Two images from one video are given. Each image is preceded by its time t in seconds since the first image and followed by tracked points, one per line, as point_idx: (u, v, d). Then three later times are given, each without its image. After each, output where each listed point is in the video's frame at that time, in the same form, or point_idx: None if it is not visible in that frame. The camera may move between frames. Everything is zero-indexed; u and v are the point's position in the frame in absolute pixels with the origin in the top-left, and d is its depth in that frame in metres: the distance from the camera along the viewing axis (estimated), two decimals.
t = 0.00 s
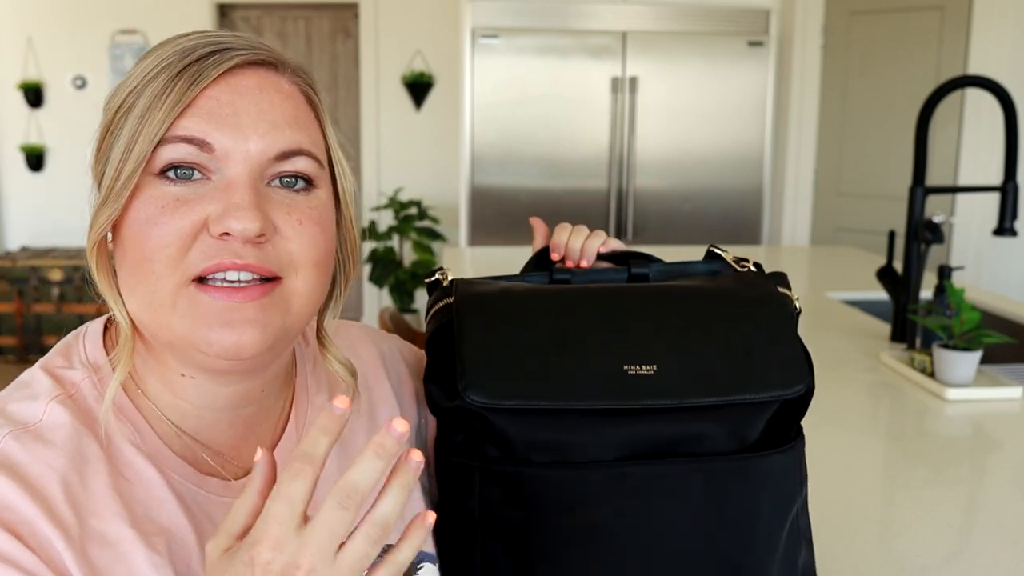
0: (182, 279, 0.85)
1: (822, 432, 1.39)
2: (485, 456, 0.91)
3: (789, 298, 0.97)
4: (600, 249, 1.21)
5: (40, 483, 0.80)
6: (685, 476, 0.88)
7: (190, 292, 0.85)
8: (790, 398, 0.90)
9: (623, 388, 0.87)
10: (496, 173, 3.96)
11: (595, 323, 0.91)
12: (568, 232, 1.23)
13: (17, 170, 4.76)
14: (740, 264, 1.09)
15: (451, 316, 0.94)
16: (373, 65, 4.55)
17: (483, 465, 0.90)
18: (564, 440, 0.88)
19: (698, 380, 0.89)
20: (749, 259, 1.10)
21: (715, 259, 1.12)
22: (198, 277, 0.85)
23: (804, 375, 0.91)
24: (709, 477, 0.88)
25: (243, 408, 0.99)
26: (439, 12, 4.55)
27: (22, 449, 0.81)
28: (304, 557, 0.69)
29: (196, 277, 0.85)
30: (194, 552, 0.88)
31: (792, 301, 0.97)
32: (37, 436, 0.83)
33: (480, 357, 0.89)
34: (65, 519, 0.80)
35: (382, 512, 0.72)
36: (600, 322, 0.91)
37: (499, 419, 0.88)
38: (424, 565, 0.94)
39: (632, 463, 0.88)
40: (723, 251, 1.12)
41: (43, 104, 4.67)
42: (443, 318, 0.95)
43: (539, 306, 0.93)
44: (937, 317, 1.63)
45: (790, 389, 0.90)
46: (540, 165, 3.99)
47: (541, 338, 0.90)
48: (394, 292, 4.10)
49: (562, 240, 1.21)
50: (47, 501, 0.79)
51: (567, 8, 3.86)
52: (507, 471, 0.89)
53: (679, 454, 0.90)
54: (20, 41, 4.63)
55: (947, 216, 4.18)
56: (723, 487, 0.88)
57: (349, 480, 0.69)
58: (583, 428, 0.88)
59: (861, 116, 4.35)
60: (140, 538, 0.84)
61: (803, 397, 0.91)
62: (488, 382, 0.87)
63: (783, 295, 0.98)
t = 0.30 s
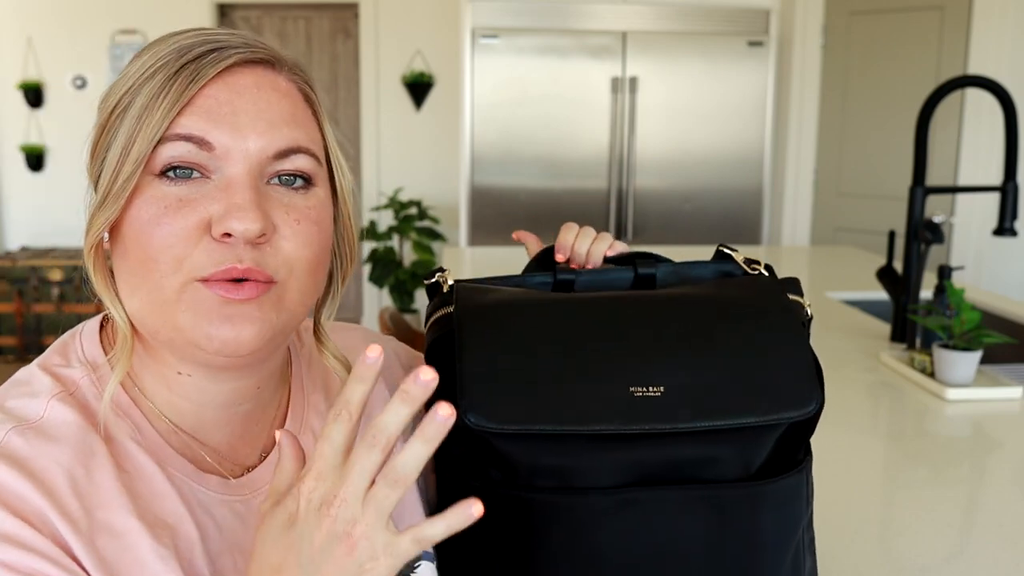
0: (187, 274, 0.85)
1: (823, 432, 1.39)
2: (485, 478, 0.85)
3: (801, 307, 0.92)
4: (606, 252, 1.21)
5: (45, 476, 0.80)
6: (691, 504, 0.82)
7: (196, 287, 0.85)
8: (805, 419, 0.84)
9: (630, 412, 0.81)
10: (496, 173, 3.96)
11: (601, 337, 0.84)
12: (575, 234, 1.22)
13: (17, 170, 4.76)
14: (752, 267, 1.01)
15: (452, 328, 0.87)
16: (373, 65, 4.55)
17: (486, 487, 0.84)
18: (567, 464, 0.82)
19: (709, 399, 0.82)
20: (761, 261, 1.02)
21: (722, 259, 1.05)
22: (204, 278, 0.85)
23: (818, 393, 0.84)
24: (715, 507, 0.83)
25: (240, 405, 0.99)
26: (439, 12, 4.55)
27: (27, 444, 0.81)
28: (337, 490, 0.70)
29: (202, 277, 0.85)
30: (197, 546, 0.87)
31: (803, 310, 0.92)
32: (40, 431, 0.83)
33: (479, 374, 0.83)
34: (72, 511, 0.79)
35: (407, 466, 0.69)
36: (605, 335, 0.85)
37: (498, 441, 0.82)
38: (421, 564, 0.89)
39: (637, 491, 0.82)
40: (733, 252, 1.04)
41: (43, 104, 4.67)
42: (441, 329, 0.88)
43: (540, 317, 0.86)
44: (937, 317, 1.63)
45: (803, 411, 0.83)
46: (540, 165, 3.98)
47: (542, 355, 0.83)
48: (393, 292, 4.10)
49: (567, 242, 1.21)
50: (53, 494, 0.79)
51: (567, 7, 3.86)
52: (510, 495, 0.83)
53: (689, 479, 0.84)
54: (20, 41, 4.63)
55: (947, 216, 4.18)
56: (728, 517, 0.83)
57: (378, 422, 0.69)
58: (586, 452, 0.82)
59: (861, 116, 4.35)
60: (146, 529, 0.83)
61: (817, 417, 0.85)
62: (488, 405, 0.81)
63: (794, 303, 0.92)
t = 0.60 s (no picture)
0: (189, 281, 0.85)
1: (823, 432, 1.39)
2: (491, 501, 0.83)
3: (820, 318, 0.87)
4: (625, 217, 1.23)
5: (71, 464, 0.80)
6: (698, 533, 0.81)
7: (199, 292, 0.86)
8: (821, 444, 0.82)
9: (640, 440, 0.78)
10: (496, 173, 3.96)
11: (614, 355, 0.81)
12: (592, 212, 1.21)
13: (17, 170, 4.76)
14: (772, 274, 0.96)
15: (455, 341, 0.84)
16: (373, 65, 4.55)
17: (491, 510, 0.83)
18: (575, 489, 0.80)
19: (724, 425, 0.79)
20: (782, 266, 0.97)
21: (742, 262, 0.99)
22: (206, 280, 0.85)
23: (835, 417, 0.82)
24: (721, 536, 0.82)
25: (243, 398, 0.99)
26: (439, 12, 4.55)
27: (48, 436, 0.81)
28: (370, 423, 0.69)
29: (206, 279, 0.85)
30: (217, 532, 0.88)
31: (822, 321, 0.87)
32: (59, 424, 0.83)
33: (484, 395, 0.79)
34: (102, 495, 0.80)
35: (438, 390, 0.68)
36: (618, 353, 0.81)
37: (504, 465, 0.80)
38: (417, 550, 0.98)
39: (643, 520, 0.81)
40: (752, 255, 0.99)
41: (43, 104, 4.67)
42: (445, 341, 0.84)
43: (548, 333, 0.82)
44: (937, 317, 1.63)
45: (817, 437, 0.81)
46: (540, 165, 3.98)
47: (551, 374, 0.80)
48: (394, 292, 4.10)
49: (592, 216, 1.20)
50: (82, 480, 0.79)
51: (567, 8, 3.86)
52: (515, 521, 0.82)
53: (694, 509, 0.83)
54: (20, 41, 4.63)
55: (947, 216, 4.18)
56: (733, 545, 0.82)
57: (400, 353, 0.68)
58: (594, 478, 0.80)
59: (861, 116, 4.35)
60: (171, 511, 0.84)
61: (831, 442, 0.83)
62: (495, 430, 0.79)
63: (814, 317, 0.87)
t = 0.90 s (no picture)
0: (189, 284, 0.86)
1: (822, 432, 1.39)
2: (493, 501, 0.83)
3: (819, 317, 0.87)
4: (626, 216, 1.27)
5: (74, 450, 0.82)
6: (698, 535, 0.81)
7: (196, 296, 0.86)
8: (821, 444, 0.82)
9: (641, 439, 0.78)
10: (496, 173, 3.96)
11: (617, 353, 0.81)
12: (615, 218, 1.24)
13: (17, 170, 4.76)
14: (772, 274, 0.96)
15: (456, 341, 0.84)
16: (373, 65, 4.55)
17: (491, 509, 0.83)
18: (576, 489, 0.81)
19: (724, 425, 0.79)
20: (782, 266, 0.97)
21: (742, 262, 0.99)
22: (205, 283, 0.86)
23: (835, 417, 0.82)
24: (722, 537, 0.82)
25: (237, 394, 0.99)
26: (439, 12, 4.55)
27: (51, 423, 0.83)
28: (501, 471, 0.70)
29: (202, 285, 0.86)
30: (217, 521, 0.88)
31: (821, 320, 0.87)
32: (61, 413, 0.84)
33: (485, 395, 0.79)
34: (106, 478, 0.82)
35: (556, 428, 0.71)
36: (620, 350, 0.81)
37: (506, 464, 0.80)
38: (412, 539, 1.02)
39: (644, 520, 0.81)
40: (753, 254, 0.99)
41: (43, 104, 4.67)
42: (443, 341, 0.85)
43: (547, 332, 0.82)
44: (937, 317, 1.63)
45: (816, 438, 0.81)
46: (540, 165, 3.98)
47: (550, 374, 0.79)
48: (394, 292, 4.10)
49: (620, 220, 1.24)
50: (86, 464, 0.81)
51: (567, 8, 3.86)
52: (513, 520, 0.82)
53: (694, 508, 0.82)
54: (20, 41, 4.63)
55: (947, 216, 4.18)
56: (734, 547, 0.82)
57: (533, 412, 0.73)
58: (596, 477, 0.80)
59: (861, 116, 4.35)
60: (172, 496, 0.85)
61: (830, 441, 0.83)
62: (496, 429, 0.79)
63: (814, 316, 0.87)
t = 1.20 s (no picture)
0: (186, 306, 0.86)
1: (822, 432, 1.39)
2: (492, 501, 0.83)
3: (819, 318, 0.87)
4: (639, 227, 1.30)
5: (51, 468, 0.81)
6: (697, 535, 0.82)
7: (191, 317, 0.87)
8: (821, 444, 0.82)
9: (641, 440, 0.78)
10: (496, 173, 3.96)
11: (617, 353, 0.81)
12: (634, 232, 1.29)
13: (17, 170, 4.76)
14: (772, 274, 0.96)
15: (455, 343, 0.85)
16: (373, 65, 4.55)
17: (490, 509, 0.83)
18: (576, 488, 0.81)
19: (723, 427, 0.79)
20: (782, 266, 0.97)
21: (742, 262, 0.99)
22: (200, 301, 0.87)
23: (835, 418, 0.82)
24: (721, 538, 0.82)
25: (232, 403, 0.99)
26: (439, 12, 4.55)
27: (32, 439, 0.82)
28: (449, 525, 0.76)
29: (196, 304, 0.87)
30: (201, 533, 0.88)
31: (821, 321, 0.87)
32: (44, 427, 0.83)
33: (484, 396, 0.79)
34: (82, 501, 0.81)
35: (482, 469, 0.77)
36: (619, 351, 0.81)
37: (504, 465, 0.80)
38: (408, 545, 1.04)
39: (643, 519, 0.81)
40: (752, 254, 0.99)
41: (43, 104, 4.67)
42: (443, 341, 0.86)
43: (546, 333, 0.82)
44: (937, 317, 1.63)
45: (815, 438, 0.81)
46: (540, 165, 3.99)
47: (548, 376, 0.80)
48: (394, 292, 4.10)
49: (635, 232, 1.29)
50: (62, 485, 0.80)
51: (567, 8, 3.86)
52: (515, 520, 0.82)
53: (693, 508, 0.82)
54: (20, 41, 4.63)
55: (947, 216, 4.18)
56: (733, 547, 0.82)
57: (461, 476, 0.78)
58: (595, 477, 0.80)
59: (861, 116, 4.35)
60: (150, 513, 0.85)
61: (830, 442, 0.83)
62: (496, 429, 0.79)
63: (814, 316, 0.87)
